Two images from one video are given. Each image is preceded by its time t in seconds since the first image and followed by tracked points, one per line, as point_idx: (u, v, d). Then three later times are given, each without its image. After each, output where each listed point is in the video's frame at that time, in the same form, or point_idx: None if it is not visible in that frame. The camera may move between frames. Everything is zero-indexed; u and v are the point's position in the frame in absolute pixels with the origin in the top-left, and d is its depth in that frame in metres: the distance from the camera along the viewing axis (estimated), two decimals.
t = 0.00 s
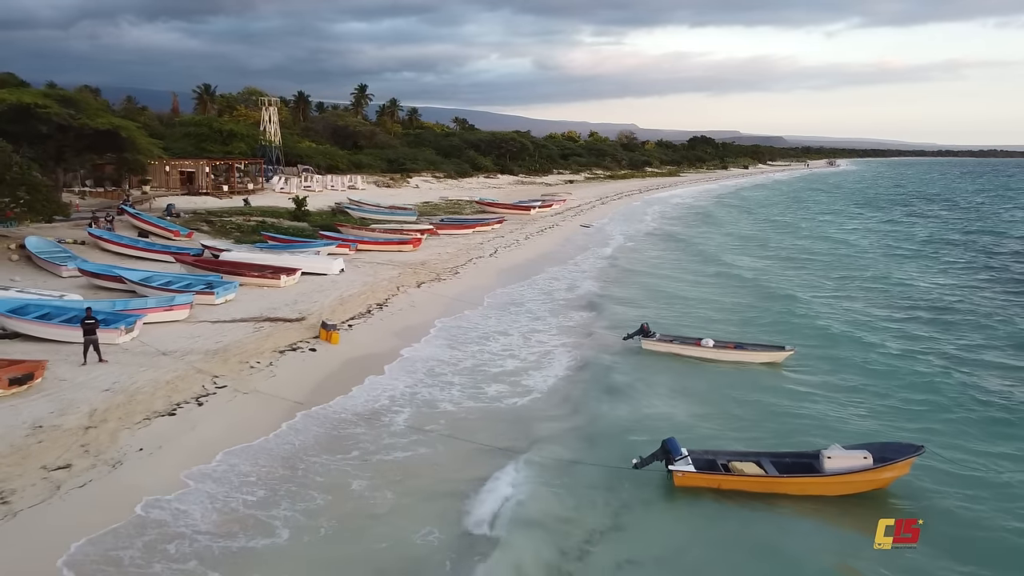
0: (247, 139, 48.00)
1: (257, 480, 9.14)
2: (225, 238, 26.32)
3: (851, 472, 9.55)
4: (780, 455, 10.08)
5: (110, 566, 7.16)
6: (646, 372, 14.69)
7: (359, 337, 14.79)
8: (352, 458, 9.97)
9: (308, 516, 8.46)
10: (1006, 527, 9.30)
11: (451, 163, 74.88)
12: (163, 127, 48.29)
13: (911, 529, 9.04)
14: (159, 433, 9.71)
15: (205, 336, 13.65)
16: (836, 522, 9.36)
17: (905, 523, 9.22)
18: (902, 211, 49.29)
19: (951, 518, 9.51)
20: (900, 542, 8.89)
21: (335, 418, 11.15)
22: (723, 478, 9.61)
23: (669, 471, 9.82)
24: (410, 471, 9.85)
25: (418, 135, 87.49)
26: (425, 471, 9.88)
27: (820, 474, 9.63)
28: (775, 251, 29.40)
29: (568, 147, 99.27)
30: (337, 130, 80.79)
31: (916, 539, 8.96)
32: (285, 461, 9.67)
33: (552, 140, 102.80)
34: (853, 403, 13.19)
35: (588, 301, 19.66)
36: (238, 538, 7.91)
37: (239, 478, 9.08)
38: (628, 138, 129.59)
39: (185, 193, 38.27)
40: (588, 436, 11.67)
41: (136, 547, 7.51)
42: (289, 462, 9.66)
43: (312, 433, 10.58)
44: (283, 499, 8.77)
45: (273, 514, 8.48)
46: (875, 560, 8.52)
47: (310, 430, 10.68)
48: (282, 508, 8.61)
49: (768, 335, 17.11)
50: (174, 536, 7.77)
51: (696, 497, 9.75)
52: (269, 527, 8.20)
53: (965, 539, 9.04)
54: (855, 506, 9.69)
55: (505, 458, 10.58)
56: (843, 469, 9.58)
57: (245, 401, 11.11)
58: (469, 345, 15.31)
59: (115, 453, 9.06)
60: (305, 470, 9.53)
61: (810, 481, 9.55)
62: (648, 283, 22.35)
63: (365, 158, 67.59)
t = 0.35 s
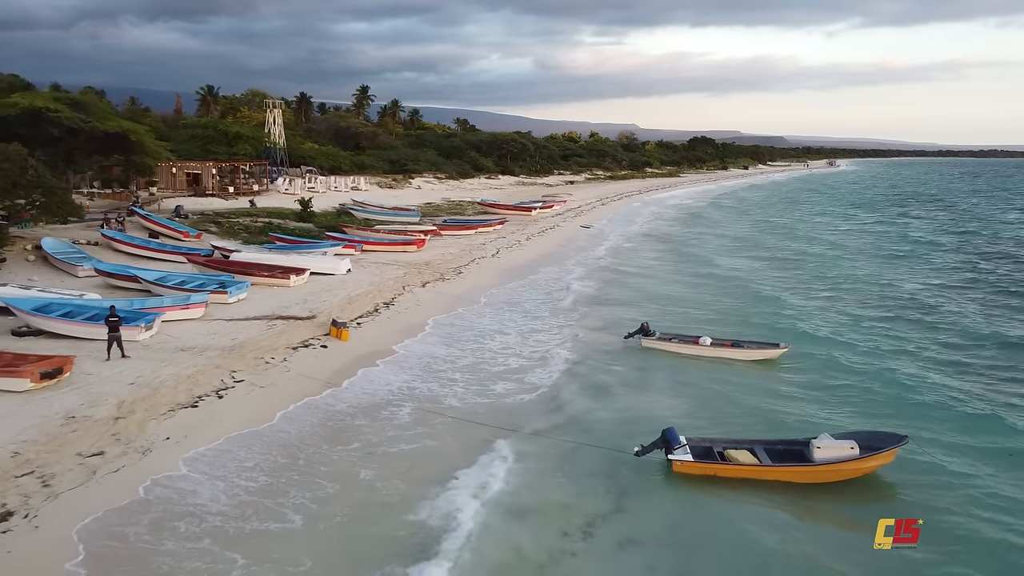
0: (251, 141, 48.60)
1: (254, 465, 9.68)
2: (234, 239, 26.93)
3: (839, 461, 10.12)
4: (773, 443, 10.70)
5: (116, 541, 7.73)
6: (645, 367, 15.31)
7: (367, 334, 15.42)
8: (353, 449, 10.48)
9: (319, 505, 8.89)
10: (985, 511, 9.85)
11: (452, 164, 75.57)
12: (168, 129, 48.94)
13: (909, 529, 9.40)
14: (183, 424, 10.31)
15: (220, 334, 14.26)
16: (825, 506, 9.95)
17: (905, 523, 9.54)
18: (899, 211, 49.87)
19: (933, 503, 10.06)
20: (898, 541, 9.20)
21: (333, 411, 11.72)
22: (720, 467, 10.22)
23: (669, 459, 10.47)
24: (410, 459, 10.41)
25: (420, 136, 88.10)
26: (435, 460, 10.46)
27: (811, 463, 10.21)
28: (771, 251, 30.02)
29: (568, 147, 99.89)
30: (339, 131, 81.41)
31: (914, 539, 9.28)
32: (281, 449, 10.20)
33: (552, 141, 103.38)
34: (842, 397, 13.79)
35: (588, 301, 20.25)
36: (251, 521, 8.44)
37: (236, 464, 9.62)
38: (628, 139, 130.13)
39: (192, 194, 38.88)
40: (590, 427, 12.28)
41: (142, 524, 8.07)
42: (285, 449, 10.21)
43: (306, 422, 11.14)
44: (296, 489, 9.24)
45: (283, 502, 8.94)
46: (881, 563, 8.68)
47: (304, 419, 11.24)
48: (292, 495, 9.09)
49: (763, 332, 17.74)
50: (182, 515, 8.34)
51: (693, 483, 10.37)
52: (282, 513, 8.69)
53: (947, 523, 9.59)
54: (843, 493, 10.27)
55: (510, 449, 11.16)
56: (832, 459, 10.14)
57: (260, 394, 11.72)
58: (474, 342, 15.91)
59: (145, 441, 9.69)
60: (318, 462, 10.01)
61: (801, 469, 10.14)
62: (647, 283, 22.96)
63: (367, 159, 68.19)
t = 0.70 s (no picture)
0: (255, 144, 49.23)
1: (258, 458, 10.24)
2: (241, 242, 27.55)
3: (826, 453, 10.69)
4: (766, 438, 11.27)
5: (130, 527, 8.29)
6: (643, 366, 15.92)
7: (375, 335, 16.05)
8: (357, 446, 11.00)
9: (331, 499, 9.37)
10: (969, 501, 10.38)
11: (454, 165, 76.24)
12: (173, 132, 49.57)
13: (910, 526, 9.57)
14: (204, 420, 10.92)
15: (235, 334, 14.86)
16: (815, 497, 10.55)
17: (905, 523, 9.66)
18: (895, 213, 50.50)
19: (920, 493, 10.61)
20: (898, 540, 9.40)
21: (330, 408, 12.26)
22: (713, 459, 10.84)
23: (666, 453, 11.07)
24: (413, 455, 10.96)
25: (421, 137, 88.70)
26: (442, 456, 11.03)
27: (800, 455, 10.78)
28: (767, 254, 30.64)
29: (568, 148, 100.47)
30: (341, 133, 82.03)
31: (914, 538, 9.44)
32: (284, 444, 10.71)
33: (553, 142, 103.95)
34: (833, 395, 14.40)
35: (588, 302, 20.86)
36: (265, 511, 8.97)
37: (238, 456, 10.17)
38: (628, 139, 130.67)
39: (198, 197, 39.49)
40: (592, 423, 12.89)
41: (154, 512, 8.63)
42: (287, 445, 10.73)
43: (306, 418, 11.71)
44: (306, 483, 9.77)
45: (294, 495, 9.45)
46: (881, 564, 8.93)
47: (303, 415, 11.77)
48: (302, 488, 9.61)
49: (757, 332, 18.35)
50: (195, 503, 8.93)
51: (690, 476, 10.95)
52: (295, 507, 9.15)
53: (930, 510, 10.14)
54: (832, 485, 10.85)
55: (515, 445, 11.74)
56: (819, 451, 10.72)
57: (275, 392, 12.34)
58: (479, 343, 16.51)
59: (170, 436, 10.31)
60: (329, 458, 10.54)
61: (791, 462, 10.71)
62: (646, 284, 23.57)
63: (370, 161, 68.81)
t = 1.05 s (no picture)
0: (260, 148, 49.91)
1: (268, 454, 11.00)
2: (250, 246, 28.29)
3: (809, 446, 11.51)
4: (755, 436, 11.97)
5: (154, 513, 9.07)
6: (640, 368, 16.68)
7: (382, 338, 16.84)
8: (365, 446, 11.73)
9: (344, 497, 10.05)
10: (942, 494, 11.14)
11: (455, 167, 76.95)
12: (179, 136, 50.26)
13: (909, 527, 10.03)
14: (226, 419, 11.72)
15: (250, 338, 15.63)
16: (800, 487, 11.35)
17: (905, 523, 10.12)
18: (890, 216, 51.18)
19: (897, 486, 11.37)
20: (897, 539, 9.86)
21: (333, 407, 13.02)
22: (703, 455, 11.58)
23: (660, 451, 11.82)
24: (420, 454, 11.69)
25: (422, 139, 89.39)
26: (449, 454, 11.76)
27: (784, 449, 11.58)
28: (761, 258, 31.40)
29: (569, 149, 101.10)
30: (343, 135, 82.70)
31: (914, 537, 9.89)
32: (292, 442, 11.47)
33: (553, 143, 104.61)
34: (819, 396, 15.15)
35: (587, 306, 21.61)
36: (281, 506, 9.66)
37: (249, 453, 10.92)
38: (628, 139, 131.30)
39: (205, 201, 40.18)
40: (590, 424, 13.64)
41: (177, 503, 9.37)
42: (296, 443, 11.47)
43: (309, 416, 12.47)
44: (320, 480, 10.47)
45: (311, 490, 10.16)
46: (873, 558, 9.52)
47: (307, 414, 12.54)
48: (317, 485, 10.31)
49: (749, 335, 19.11)
50: (215, 495, 9.68)
51: (682, 471, 11.70)
52: (312, 503, 9.82)
53: (907, 503, 10.87)
54: (816, 480, 11.57)
55: (517, 445, 12.48)
56: (802, 444, 11.55)
57: (291, 394, 13.13)
58: (482, 347, 17.25)
59: (196, 433, 11.11)
60: (339, 457, 11.24)
61: (776, 455, 11.50)
62: (643, 288, 24.32)
63: (372, 163, 69.51)
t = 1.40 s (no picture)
0: (264, 151, 50.63)
1: (283, 451, 11.73)
2: (257, 250, 29.03)
3: (790, 441, 12.26)
4: (743, 433, 12.67)
5: (180, 505, 9.82)
6: (636, 370, 17.44)
7: (388, 340, 17.62)
8: (374, 444, 12.46)
9: (359, 493, 10.79)
10: (918, 490, 11.88)
11: (456, 170, 77.63)
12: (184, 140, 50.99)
13: (909, 529, 10.60)
14: (245, 418, 12.49)
15: (263, 340, 16.39)
16: (786, 482, 12.07)
17: (905, 525, 10.70)
18: (884, 219, 51.92)
19: (876, 483, 12.09)
20: (898, 540, 10.39)
21: (339, 406, 13.78)
22: (691, 451, 12.34)
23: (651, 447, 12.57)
24: (427, 452, 12.43)
25: (423, 141, 90.05)
26: (454, 452, 12.51)
27: (767, 444, 12.33)
28: (755, 263, 32.15)
29: (569, 151, 101.74)
30: (345, 137, 83.36)
31: (913, 537, 10.46)
32: (305, 440, 12.19)
33: (553, 145, 105.27)
34: (807, 397, 15.92)
35: (585, 310, 22.35)
36: (300, 501, 10.39)
37: (264, 450, 11.67)
38: (627, 141, 131.93)
39: (211, 205, 40.95)
40: (588, 423, 14.39)
41: (199, 497, 10.09)
42: (308, 441, 12.20)
43: (319, 416, 13.19)
44: (334, 477, 11.20)
45: (327, 487, 10.90)
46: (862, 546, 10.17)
47: (316, 413, 13.28)
48: (332, 481, 11.05)
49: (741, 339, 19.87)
50: (234, 490, 10.41)
51: (674, 467, 12.44)
52: (329, 499, 10.54)
53: (886, 498, 11.61)
54: (800, 475, 12.32)
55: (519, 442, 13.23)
56: (784, 440, 12.31)
57: (304, 394, 13.90)
58: (485, 350, 18.01)
59: (217, 431, 11.88)
60: (351, 454, 11.99)
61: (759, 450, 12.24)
62: (640, 292, 25.07)
63: (374, 166, 70.20)
